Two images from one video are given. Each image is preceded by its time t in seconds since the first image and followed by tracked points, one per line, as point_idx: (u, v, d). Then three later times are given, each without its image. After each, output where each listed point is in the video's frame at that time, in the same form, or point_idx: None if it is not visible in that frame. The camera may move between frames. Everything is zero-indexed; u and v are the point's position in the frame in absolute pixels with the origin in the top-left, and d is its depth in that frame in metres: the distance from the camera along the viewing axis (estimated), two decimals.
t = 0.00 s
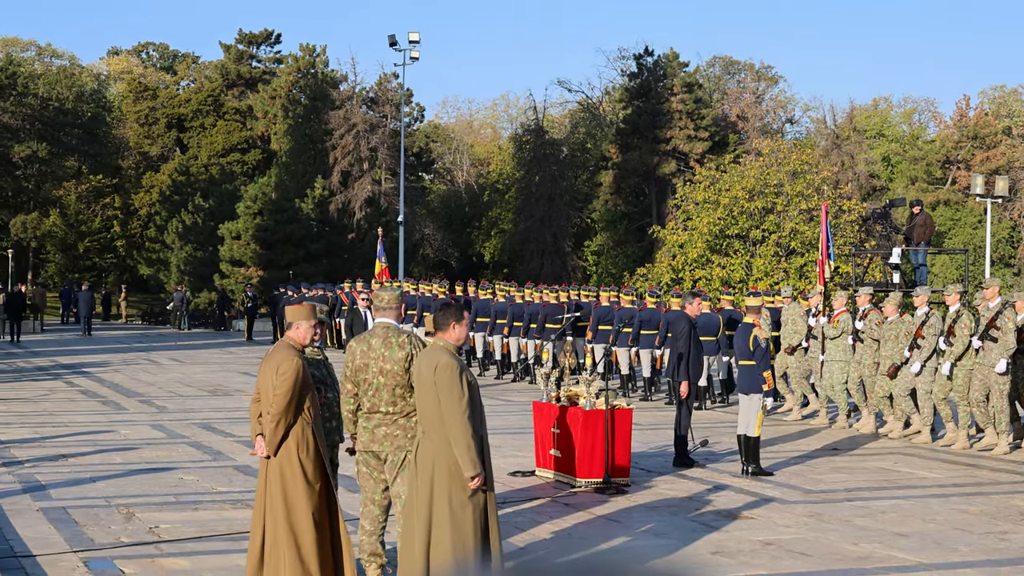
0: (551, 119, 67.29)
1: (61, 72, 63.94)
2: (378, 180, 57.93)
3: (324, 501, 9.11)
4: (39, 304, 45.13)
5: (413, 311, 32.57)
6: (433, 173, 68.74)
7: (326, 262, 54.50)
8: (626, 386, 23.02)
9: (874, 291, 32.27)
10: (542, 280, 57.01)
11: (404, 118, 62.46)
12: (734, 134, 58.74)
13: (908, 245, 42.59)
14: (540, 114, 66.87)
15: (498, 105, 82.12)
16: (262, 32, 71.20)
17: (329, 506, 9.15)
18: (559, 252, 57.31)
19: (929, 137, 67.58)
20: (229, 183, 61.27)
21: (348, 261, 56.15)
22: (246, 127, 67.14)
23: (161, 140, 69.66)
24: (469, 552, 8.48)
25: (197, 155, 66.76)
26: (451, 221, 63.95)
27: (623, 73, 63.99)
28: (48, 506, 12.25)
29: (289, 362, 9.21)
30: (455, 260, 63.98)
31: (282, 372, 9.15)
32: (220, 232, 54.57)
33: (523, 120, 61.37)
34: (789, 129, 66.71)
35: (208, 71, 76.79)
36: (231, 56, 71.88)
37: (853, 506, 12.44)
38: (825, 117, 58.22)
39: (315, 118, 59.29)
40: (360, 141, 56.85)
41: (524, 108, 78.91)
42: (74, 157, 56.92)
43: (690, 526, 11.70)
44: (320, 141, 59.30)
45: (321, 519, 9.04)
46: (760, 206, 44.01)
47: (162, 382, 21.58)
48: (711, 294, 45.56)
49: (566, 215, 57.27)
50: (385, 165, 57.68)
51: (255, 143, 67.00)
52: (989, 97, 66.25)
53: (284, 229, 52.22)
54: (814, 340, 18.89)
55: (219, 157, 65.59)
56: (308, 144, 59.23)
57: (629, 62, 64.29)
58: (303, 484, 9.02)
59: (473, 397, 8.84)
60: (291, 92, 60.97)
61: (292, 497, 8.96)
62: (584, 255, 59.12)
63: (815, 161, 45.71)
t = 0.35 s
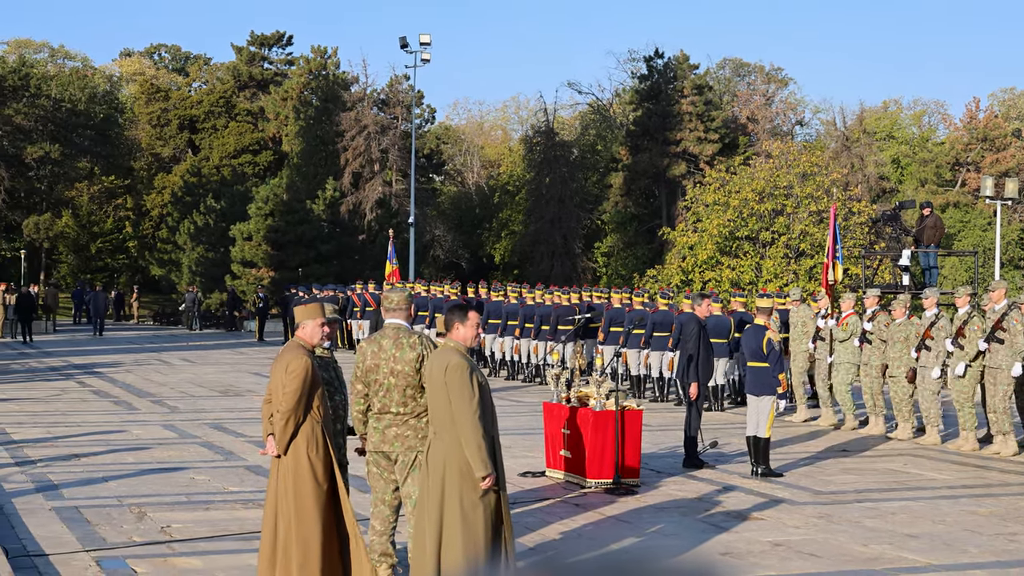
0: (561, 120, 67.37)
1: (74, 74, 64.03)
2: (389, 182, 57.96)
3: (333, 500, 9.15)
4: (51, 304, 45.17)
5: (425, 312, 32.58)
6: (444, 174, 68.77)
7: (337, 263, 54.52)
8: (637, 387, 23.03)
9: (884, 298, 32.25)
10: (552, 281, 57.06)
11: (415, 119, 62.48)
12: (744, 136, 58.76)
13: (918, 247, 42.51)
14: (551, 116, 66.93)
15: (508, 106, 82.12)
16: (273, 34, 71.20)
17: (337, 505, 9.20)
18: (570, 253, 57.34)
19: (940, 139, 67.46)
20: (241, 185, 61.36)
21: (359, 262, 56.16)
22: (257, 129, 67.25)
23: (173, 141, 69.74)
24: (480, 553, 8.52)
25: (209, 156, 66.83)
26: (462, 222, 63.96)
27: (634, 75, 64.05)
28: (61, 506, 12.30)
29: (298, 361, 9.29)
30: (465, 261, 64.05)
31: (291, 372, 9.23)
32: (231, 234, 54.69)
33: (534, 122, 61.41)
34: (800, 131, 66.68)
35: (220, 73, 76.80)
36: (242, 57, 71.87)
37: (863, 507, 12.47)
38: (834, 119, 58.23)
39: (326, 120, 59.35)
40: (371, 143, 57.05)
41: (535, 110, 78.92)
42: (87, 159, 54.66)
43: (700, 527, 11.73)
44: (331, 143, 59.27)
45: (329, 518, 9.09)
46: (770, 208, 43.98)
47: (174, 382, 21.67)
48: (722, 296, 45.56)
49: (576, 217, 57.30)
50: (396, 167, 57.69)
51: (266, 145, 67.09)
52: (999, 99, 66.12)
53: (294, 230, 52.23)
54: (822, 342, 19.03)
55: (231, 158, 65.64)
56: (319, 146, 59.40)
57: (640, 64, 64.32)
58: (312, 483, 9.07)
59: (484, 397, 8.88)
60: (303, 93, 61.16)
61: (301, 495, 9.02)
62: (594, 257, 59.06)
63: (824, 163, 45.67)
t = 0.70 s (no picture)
0: (562, 123, 67.53)
1: (78, 76, 64.06)
2: (392, 183, 58.08)
3: (332, 500, 9.23)
4: (55, 305, 45.25)
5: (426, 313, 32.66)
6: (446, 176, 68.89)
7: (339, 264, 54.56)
8: (638, 387, 23.09)
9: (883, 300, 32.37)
10: (553, 283, 57.19)
11: (417, 122, 62.53)
12: (742, 138, 58.86)
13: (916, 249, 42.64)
14: (551, 118, 67.10)
15: (509, 108, 82.25)
16: (275, 37, 71.21)
17: (336, 503, 9.27)
18: (570, 255, 57.48)
19: (938, 142, 67.60)
20: (244, 186, 61.47)
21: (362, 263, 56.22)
22: (259, 130, 67.33)
23: (175, 143, 69.83)
24: (482, 553, 8.59)
25: (211, 158, 66.98)
26: (463, 223, 64.08)
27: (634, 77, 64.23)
28: (64, 505, 12.39)
29: (299, 362, 9.39)
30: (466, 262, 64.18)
31: (292, 371, 9.33)
32: (235, 235, 54.89)
33: (535, 125, 61.52)
34: (799, 133, 66.81)
35: (222, 75, 76.84)
36: (244, 60, 71.80)
37: (861, 508, 12.55)
38: (832, 122, 58.38)
39: (328, 123, 58.96)
40: (373, 145, 57.25)
41: (536, 112, 79.03)
42: (88, 160, 53.30)
43: (699, 527, 11.80)
44: (333, 145, 59.12)
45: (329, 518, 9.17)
46: (768, 210, 44.10)
47: (177, 382, 21.78)
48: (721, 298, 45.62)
49: (576, 219, 57.49)
50: (397, 169, 57.69)
51: (268, 147, 67.21)
52: (996, 102, 66.23)
53: (297, 231, 52.28)
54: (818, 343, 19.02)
55: (233, 160, 65.74)
56: (322, 148, 59.13)
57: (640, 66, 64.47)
58: (311, 482, 9.16)
59: (484, 398, 8.98)
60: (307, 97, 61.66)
61: (300, 494, 9.12)
62: (594, 259, 59.16)
63: (822, 166, 45.76)
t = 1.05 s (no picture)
0: (554, 130, 68.19)
1: (85, 83, 64.79)
2: (391, 187, 58.58)
3: (331, 491, 9.80)
4: (67, 304, 45.89)
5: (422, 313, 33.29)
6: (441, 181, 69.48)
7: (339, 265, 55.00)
8: (625, 384, 23.64)
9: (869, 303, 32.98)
10: (545, 283, 57.70)
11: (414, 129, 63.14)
12: (729, 145, 59.47)
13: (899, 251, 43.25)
14: (542, 124, 67.80)
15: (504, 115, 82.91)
16: (279, 45, 71.87)
17: (336, 493, 9.85)
18: (562, 256, 58.08)
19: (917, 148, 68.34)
20: (248, 190, 62.14)
21: (360, 264, 56.79)
22: (265, 136, 67.82)
23: (183, 149, 70.58)
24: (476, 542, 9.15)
25: (218, 162, 67.73)
26: (459, 226, 64.55)
27: (625, 85, 64.96)
28: (76, 496, 12.92)
29: (301, 358, 9.90)
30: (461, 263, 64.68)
31: (295, 368, 9.85)
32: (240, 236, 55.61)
33: (528, 131, 62.18)
34: (783, 140, 67.48)
35: (228, 82, 77.53)
36: (249, 68, 72.35)
37: (842, 499, 13.08)
38: (815, 129, 59.04)
39: (331, 128, 59.52)
40: (373, 150, 57.91)
41: (530, 119, 79.64)
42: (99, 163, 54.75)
43: (686, 517, 12.31)
44: (335, 150, 59.30)
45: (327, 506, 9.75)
46: (753, 213, 44.75)
47: (184, 378, 22.34)
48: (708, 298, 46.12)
49: (568, 221, 58.09)
50: (397, 173, 58.50)
51: (271, 152, 67.92)
52: (971, 111, 67.02)
53: (300, 233, 53.03)
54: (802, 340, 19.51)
55: (239, 164, 66.32)
56: (324, 153, 59.38)
57: (631, 74, 65.21)
58: (311, 475, 9.71)
59: (480, 394, 9.52)
60: (310, 105, 62.78)
61: (301, 485, 9.68)
62: (585, 260, 59.71)
63: (806, 170, 46.34)
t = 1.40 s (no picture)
0: (548, 136, 68.90)
1: (94, 89, 65.53)
2: (391, 192, 59.20)
3: (334, 483, 10.33)
4: (78, 302, 46.24)
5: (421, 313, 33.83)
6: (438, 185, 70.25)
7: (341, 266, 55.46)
8: (617, 381, 24.14)
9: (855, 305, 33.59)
10: (539, 284, 58.29)
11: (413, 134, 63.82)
12: (717, 150, 60.19)
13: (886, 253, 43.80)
14: (536, 130, 68.61)
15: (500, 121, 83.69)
16: (283, 53, 72.50)
17: (338, 485, 10.36)
18: (556, 257, 58.60)
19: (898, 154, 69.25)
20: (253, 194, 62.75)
21: (361, 265, 57.39)
22: (269, 141, 68.36)
23: (190, 154, 71.27)
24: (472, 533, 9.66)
25: (225, 167, 68.39)
26: (456, 229, 65.08)
27: (617, 92, 65.75)
28: (86, 488, 13.42)
29: (304, 357, 10.40)
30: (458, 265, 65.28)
31: (298, 366, 10.35)
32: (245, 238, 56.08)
33: (523, 136, 62.93)
34: (769, 145, 68.27)
35: (234, 89, 78.18)
36: (255, 75, 72.87)
37: (825, 492, 13.57)
38: (800, 135, 59.75)
39: (333, 133, 59.77)
40: (374, 155, 58.66)
41: (525, 125, 80.38)
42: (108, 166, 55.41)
43: (675, 509, 12.78)
44: (339, 155, 59.55)
45: (329, 495, 10.28)
46: (740, 216, 45.43)
47: (190, 375, 22.87)
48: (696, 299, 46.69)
49: (562, 224, 58.73)
50: (397, 178, 59.15)
51: (273, 157, 68.59)
52: (950, 118, 67.83)
53: (304, 235, 53.51)
54: (785, 339, 20.00)
55: (244, 169, 67.11)
56: (327, 158, 59.23)
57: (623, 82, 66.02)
58: (315, 467, 10.24)
59: (476, 391, 10.02)
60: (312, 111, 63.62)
61: (303, 478, 10.19)
62: (578, 262, 60.27)
63: (791, 175, 47.05)
